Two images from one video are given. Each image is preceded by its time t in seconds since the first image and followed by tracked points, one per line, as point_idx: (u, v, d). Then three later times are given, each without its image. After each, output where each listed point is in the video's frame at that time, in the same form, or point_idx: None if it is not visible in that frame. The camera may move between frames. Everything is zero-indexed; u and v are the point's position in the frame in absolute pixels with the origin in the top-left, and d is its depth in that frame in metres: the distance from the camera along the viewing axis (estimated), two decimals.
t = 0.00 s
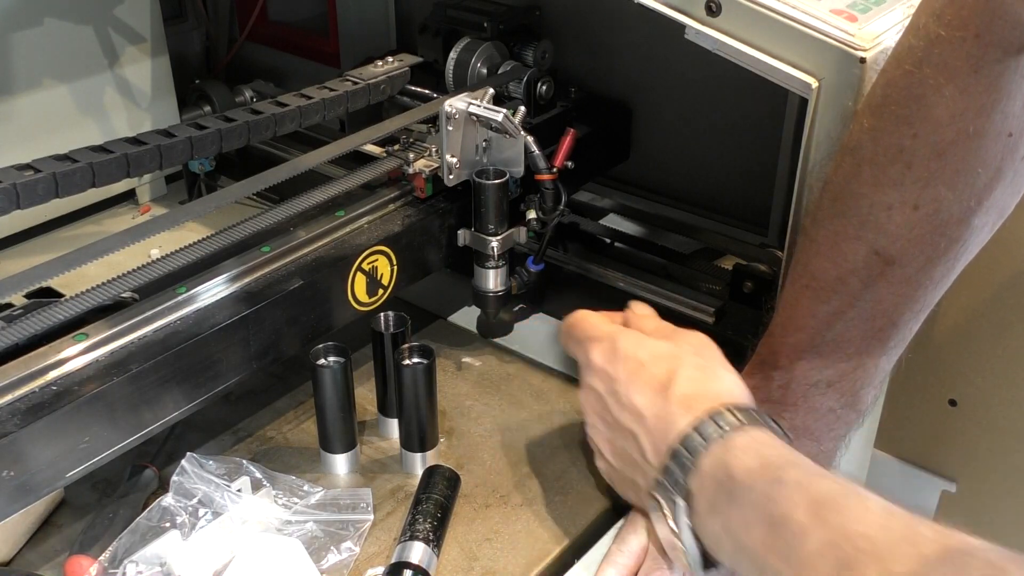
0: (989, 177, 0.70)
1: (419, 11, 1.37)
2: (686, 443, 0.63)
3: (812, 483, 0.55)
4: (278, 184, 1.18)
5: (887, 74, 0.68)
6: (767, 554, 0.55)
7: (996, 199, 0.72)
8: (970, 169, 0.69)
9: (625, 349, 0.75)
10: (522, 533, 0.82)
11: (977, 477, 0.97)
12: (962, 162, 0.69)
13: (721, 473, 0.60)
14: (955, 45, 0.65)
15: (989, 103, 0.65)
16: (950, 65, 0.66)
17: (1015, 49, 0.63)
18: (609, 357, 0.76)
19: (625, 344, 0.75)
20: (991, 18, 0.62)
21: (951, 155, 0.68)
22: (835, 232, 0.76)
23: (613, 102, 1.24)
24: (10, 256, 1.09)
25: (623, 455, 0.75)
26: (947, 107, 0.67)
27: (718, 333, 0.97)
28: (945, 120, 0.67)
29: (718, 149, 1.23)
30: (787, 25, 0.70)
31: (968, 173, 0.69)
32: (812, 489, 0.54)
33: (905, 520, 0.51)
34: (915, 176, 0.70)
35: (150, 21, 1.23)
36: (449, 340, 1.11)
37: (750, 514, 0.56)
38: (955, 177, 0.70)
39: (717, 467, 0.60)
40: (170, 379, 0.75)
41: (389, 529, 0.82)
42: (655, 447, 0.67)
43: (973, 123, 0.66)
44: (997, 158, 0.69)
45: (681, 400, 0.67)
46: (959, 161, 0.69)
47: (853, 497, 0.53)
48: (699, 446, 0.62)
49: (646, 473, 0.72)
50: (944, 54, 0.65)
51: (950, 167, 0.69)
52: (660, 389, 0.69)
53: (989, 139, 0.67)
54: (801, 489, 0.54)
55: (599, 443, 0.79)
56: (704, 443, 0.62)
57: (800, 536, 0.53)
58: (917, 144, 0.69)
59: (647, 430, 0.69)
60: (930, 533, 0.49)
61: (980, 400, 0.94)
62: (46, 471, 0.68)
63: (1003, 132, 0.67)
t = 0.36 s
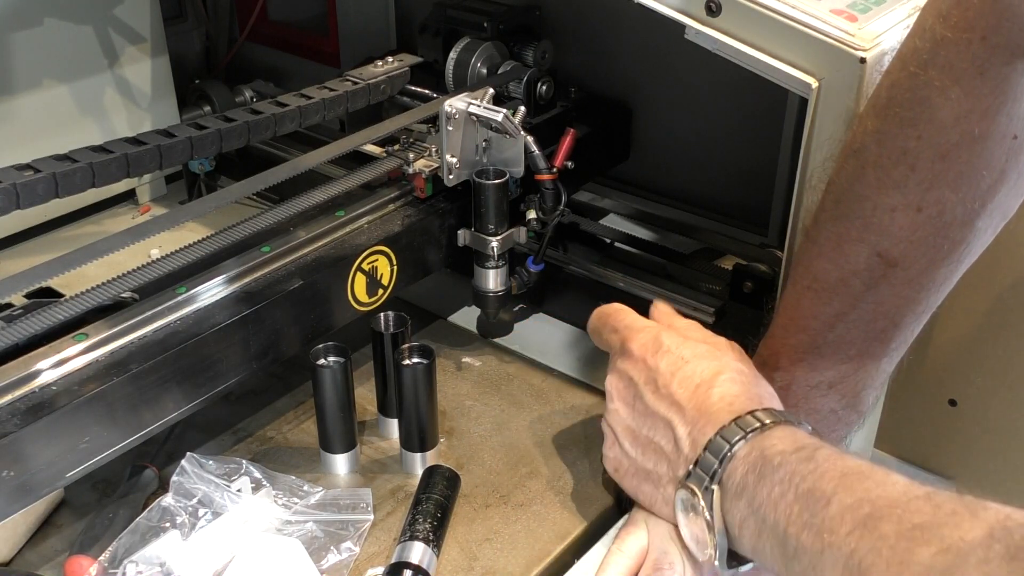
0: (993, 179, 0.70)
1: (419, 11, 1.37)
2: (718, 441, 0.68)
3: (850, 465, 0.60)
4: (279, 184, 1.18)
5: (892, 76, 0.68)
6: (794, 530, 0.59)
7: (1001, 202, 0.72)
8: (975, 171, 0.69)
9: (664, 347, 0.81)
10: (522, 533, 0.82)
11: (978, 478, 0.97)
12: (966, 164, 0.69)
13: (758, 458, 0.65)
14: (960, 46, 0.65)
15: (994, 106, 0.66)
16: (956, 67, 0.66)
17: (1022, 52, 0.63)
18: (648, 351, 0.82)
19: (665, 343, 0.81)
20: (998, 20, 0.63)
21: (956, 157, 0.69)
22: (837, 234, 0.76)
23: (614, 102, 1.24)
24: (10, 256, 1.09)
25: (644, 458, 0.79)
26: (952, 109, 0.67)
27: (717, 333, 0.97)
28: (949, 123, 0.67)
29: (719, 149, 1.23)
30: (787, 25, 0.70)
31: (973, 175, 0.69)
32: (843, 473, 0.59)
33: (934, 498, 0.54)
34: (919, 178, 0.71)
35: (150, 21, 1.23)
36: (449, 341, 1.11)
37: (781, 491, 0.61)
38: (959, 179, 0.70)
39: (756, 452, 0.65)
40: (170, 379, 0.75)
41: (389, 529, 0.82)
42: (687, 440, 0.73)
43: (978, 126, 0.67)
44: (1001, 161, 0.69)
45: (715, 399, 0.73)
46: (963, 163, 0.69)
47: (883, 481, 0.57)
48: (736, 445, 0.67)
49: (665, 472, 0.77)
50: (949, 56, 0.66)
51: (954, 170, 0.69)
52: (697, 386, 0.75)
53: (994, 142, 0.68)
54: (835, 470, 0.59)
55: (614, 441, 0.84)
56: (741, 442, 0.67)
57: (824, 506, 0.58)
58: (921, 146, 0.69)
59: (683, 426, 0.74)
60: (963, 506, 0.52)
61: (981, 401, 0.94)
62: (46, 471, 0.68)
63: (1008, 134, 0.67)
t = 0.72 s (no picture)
0: (989, 176, 0.69)
1: (420, 12, 1.37)
2: (725, 427, 0.68)
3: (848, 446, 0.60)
4: (279, 184, 1.18)
5: (886, 74, 0.68)
6: (789, 507, 0.59)
7: (997, 200, 0.71)
8: (970, 169, 0.69)
9: (668, 338, 0.81)
10: (522, 532, 0.82)
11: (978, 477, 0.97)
12: (962, 161, 0.68)
13: (763, 441, 0.65)
14: (955, 45, 0.64)
15: (988, 103, 0.65)
16: (951, 65, 0.65)
17: (1017, 48, 0.62)
18: (652, 340, 0.82)
19: (669, 334, 0.82)
20: (993, 19, 0.62)
21: (951, 155, 0.68)
22: (834, 232, 0.76)
23: (614, 102, 1.24)
24: (10, 256, 1.09)
25: (647, 447, 0.80)
26: (947, 107, 0.67)
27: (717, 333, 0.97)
28: (944, 120, 0.67)
29: (718, 148, 1.23)
30: (787, 25, 0.70)
31: (968, 173, 0.69)
32: (840, 453, 0.59)
33: (922, 472, 0.54)
34: (915, 176, 0.70)
35: (150, 21, 1.23)
36: (449, 341, 1.11)
37: (781, 470, 0.61)
38: (956, 176, 0.69)
39: (762, 436, 0.65)
40: (169, 379, 0.75)
41: (389, 529, 0.82)
42: (692, 426, 0.73)
43: (973, 122, 0.66)
44: (997, 158, 0.68)
45: (722, 388, 0.74)
46: (958, 161, 0.68)
47: (877, 458, 0.57)
48: (743, 431, 0.67)
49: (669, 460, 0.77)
50: (945, 54, 0.65)
51: (950, 167, 0.69)
52: (703, 375, 0.76)
53: (988, 140, 0.67)
54: (833, 450, 0.60)
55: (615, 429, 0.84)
56: (748, 427, 0.67)
57: (820, 482, 0.58)
58: (917, 144, 0.69)
59: (689, 413, 0.74)
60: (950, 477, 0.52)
61: (981, 401, 0.94)
62: (46, 471, 0.68)
63: (1003, 131, 0.67)
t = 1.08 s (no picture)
0: (988, 177, 0.69)
1: (420, 12, 1.37)
2: (725, 428, 0.68)
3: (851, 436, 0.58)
4: (279, 184, 1.18)
5: (885, 75, 0.68)
6: (786, 500, 0.58)
7: (997, 201, 0.72)
8: (970, 170, 0.69)
9: (668, 340, 0.81)
10: (522, 532, 0.82)
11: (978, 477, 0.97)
12: (962, 163, 0.68)
13: (763, 437, 0.64)
14: (955, 46, 0.64)
15: (988, 105, 0.65)
16: (950, 67, 0.65)
17: (1017, 50, 0.62)
18: (652, 343, 0.82)
19: (669, 336, 0.82)
20: (994, 19, 0.62)
21: (951, 156, 0.68)
22: (832, 233, 0.76)
23: (614, 102, 1.24)
24: (10, 256, 1.09)
25: (647, 449, 0.80)
26: (947, 108, 0.67)
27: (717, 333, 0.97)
28: (944, 121, 0.67)
29: (718, 149, 1.23)
30: (787, 25, 0.70)
31: (968, 174, 0.69)
32: (841, 443, 0.57)
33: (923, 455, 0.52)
34: (914, 177, 0.70)
35: (150, 21, 1.23)
36: (449, 341, 1.11)
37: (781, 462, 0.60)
38: (955, 178, 0.69)
39: (761, 433, 0.65)
40: (169, 379, 0.75)
41: (389, 529, 0.82)
42: (692, 428, 0.73)
43: (973, 124, 0.66)
44: (997, 160, 0.68)
45: (722, 390, 0.74)
46: (958, 163, 0.68)
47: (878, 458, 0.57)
48: (742, 430, 0.67)
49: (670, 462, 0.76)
50: (944, 56, 0.65)
51: (950, 169, 0.69)
52: (704, 377, 0.76)
53: (988, 141, 0.67)
54: (833, 441, 0.58)
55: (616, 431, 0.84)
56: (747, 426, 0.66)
57: (820, 470, 0.56)
58: (917, 146, 0.69)
59: (689, 415, 0.74)
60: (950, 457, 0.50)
61: (980, 401, 0.94)
62: (46, 471, 0.68)
63: (1003, 133, 0.67)
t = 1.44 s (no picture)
0: (982, 173, 0.69)
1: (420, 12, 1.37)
2: (681, 372, 0.75)
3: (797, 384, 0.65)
4: (279, 184, 1.18)
5: (878, 73, 0.68)
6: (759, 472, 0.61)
7: (991, 196, 0.72)
8: (964, 166, 0.69)
9: (638, 305, 0.90)
10: (522, 533, 0.82)
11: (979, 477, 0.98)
12: (955, 159, 0.68)
13: (716, 381, 0.71)
14: (946, 44, 0.64)
15: (980, 101, 0.65)
16: (941, 63, 0.65)
17: (1008, 46, 0.62)
18: (625, 309, 0.91)
19: (639, 302, 0.91)
20: (982, 16, 0.62)
21: (943, 153, 0.68)
22: (829, 230, 0.76)
23: (614, 102, 1.24)
24: (10, 256, 1.08)
25: (620, 408, 0.86)
26: (939, 105, 0.67)
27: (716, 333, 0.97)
28: (937, 118, 0.67)
29: (717, 148, 1.23)
30: (787, 25, 0.70)
31: (961, 170, 0.69)
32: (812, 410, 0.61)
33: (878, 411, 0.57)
34: (908, 174, 0.71)
35: (149, 20, 1.23)
36: (449, 340, 1.11)
37: (730, 404, 0.67)
38: (949, 173, 0.70)
39: (714, 375, 0.72)
40: (169, 379, 0.75)
41: (389, 529, 0.82)
42: (655, 377, 0.81)
43: (966, 120, 0.66)
44: (990, 155, 0.68)
45: (682, 342, 0.82)
46: (951, 159, 0.69)
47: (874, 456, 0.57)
48: (697, 372, 0.74)
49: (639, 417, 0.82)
50: (936, 53, 0.65)
51: (943, 165, 0.69)
52: (667, 333, 0.84)
53: (981, 137, 0.67)
54: (780, 386, 0.65)
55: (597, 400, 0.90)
56: (701, 369, 0.74)
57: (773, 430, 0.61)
58: (910, 142, 0.69)
59: (651, 364, 0.82)
60: (882, 407, 0.57)
61: (980, 400, 0.94)
62: (46, 471, 0.68)
63: (996, 128, 0.67)
